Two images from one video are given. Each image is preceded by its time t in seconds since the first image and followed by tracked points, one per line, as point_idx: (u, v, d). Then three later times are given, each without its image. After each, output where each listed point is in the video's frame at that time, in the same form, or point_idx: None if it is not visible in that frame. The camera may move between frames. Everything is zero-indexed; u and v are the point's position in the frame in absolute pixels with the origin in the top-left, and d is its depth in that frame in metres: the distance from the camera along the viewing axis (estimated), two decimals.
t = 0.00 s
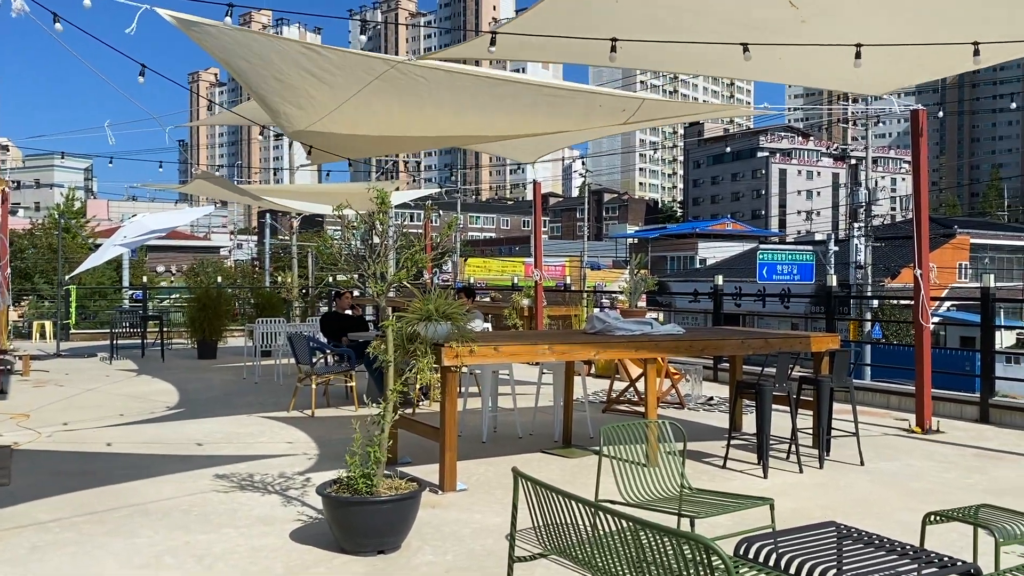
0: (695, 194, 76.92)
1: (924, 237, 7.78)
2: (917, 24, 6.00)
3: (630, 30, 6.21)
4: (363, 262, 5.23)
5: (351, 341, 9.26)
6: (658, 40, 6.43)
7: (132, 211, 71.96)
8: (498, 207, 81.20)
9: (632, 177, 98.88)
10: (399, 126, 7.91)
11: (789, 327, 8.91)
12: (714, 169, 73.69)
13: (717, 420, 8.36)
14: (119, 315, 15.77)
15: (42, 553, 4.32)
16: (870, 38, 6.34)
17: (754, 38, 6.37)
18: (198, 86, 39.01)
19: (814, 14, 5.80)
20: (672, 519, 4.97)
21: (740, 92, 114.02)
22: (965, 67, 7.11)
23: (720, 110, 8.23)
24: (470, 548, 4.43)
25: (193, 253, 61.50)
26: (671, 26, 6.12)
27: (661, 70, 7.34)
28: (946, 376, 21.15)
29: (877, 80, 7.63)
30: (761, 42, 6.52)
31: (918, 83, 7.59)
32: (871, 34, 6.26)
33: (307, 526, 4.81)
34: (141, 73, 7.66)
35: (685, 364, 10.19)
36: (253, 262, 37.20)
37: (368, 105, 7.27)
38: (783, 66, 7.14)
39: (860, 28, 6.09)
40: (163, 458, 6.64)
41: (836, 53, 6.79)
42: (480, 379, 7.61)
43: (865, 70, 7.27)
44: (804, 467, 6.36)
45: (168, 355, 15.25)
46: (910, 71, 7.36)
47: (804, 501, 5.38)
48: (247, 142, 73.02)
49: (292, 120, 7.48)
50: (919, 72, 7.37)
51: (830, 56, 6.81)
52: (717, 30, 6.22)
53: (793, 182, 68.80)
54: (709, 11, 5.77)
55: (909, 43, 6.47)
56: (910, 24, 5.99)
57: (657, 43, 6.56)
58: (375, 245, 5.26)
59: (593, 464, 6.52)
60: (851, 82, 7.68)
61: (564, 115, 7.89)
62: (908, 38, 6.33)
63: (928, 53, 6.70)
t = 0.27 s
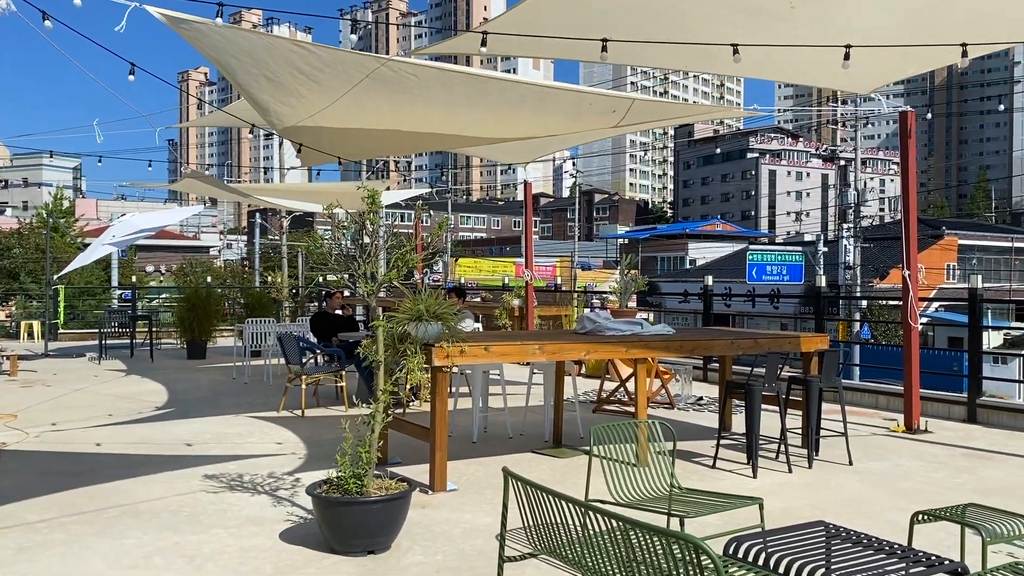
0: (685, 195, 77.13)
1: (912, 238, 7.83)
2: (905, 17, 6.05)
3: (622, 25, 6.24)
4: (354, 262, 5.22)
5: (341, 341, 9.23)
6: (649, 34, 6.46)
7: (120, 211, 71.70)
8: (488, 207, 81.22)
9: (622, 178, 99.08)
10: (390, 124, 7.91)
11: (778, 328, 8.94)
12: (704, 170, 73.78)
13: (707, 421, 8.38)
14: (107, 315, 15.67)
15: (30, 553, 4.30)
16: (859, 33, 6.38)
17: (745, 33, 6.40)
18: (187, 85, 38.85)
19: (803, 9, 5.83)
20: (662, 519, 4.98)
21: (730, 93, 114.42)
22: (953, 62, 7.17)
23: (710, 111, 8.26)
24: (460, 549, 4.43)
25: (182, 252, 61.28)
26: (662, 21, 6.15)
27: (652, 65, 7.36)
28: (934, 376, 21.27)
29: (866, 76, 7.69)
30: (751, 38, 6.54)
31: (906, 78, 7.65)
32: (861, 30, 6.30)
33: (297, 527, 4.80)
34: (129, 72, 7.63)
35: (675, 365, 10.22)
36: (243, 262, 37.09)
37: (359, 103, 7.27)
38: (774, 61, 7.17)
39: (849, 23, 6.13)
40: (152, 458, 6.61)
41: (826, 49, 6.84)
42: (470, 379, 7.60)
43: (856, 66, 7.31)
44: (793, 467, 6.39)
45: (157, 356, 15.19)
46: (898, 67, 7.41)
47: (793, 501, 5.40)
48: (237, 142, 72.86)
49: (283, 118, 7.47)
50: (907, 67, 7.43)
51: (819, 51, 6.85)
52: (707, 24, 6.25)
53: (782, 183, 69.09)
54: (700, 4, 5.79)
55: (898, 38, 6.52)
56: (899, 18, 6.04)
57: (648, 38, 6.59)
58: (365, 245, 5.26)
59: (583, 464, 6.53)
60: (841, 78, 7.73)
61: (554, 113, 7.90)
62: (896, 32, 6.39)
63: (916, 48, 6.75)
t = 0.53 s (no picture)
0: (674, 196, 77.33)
1: (899, 238, 7.87)
2: (892, 14, 6.08)
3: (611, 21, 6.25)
4: (343, 262, 5.21)
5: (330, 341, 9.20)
6: (639, 32, 6.46)
7: (107, 210, 71.31)
8: (477, 207, 81.21)
9: (612, 178, 99.25)
10: (380, 121, 7.91)
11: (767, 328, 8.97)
12: (693, 170, 73.46)
13: (696, 420, 8.41)
14: (94, 315, 15.59)
15: (15, 555, 4.27)
16: (846, 30, 6.42)
17: (733, 29, 6.42)
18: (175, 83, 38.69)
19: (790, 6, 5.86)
20: (650, 519, 4.99)
21: (718, 94, 114.86)
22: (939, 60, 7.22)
23: (698, 110, 8.29)
24: (448, 549, 4.42)
25: (170, 251, 61.03)
26: (651, 18, 6.16)
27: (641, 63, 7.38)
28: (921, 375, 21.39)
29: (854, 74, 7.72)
30: (739, 35, 6.57)
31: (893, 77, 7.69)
32: (848, 28, 6.33)
33: (284, 527, 4.78)
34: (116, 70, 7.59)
35: (663, 364, 10.24)
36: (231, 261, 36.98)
37: (348, 100, 7.26)
38: (761, 59, 7.21)
39: (837, 21, 6.17)
40: (139, 459, 6.57)
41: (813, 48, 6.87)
42: (459, 378, 7.60)
43: (845, 64, 7.34)
44: (781, 467, 6.41)
45: (145, 355, 15.12)
46: (885, 66, 7.46)
47: (781, 500, 5.42)
48: (225, 141, 72.62)
49: (272, 116, 7.46)
50: (893, 66, 7.47)
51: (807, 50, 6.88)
52: (696, 21, 6.27)
53: (771, 184, 69.38)
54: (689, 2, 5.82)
55: (884, 36, 6.55)
56: (885, 15, 6.07)
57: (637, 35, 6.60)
58: (354, 244, 5.25)
59: (572, 463, 6.53)
60: (829, 76, 7.77)
61: (544, 110, 7.90)
62: (883, 29, 6.42)
63: (903, 46, 6.79)
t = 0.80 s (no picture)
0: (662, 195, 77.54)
1: (884, 238, 7.91)
2: (877, 18, 6.15)
3: (598, 24, 6.30)
4: (330, 261, 5.18)
5: (317, 341, 9.17)
6: (627, 33, 6.48)
7: (93, 209, 70.92)
8: (466, 207, 81.19)
9: (600, 178, 99.41)
10: (368, 118, 7.89)
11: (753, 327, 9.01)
12: (681, 170, 74.03)
13: (684, 420, 8.43)
14: (78, 314, 15.48)
15: None
16: (833, 32, 6.45)
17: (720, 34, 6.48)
18: (161, 82, 38.51)
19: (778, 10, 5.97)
20: (639, 517, 4.99)
21: (707, 94, 115.10)
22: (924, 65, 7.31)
23: (686, 111, 8.32)
24: (435, 549, 4.41)
25: (156, 250, 60.75)
26: (637, 21, 6.20)
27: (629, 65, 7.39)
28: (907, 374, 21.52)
29: (840, 77, 7.77)
30: (726, 35, 6.59)
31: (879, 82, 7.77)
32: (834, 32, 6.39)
33: (272, 527, 4.77)
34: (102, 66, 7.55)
35: (651, 363, 10.26)
36: (217, 261, 36.84)
37: (336, 97, 7.24)
38: (749, 60, 7.25)
39: (821, 23, 6.21)
40: (124, 459, 6.53)
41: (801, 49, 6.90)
42: (448, 378, 7.59)
43: (832, 64, 7.37)
44: (767, 465, 6.44)
45: (130, 355, 15.03)
46: (871, 66, 7.50)
47: (767, 499, 5.44)
48: (212, 140, 72.41)
49: (260, 111, 7.41)
50: (879, 68, 7.53)
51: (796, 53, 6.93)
52: (685, 22, 6.30)
53: (758, 184, 69.62)
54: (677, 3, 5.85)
55: (871, 38, 6.62)
56: (870, 19, 6.11)
57: (625, 35, 6.62)
58: (341, 243, 5.23)
59: (560, 463, 6.53)
60: (815, 78, 7.83)
61: (533, 108, 7.91)
62: (870, 31, 6.46)
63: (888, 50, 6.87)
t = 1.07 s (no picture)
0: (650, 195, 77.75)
1: (870, 238, 7.94)
2: (862, 20, 6.18)
3: (586, 26, 6.30)
4: (316, 260, 5.14)
5: (304, 341, 9.13)
6: (615, 35, 6.48)
7: (78, 208, 70.54)
8: (454, 206, 81.16)
9: (588, 177, 99.58)
10: (355, 119, 7.87)
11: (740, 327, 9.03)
12: (668, 170, 74.28)
13: (671, 419, 8.44)
14: (63, 314, 15.38)
15: None
16: (819, 33, 6.48)
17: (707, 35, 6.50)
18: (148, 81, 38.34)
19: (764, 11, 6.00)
20: (626, 517, 5.00)
21: (694, 95, 115.51)
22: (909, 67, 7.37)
23: (673, 111, 8.34)
24: (422, 549, 4.40)
25: (142, 249, 60.43)
26: (625, 22, 6.21)
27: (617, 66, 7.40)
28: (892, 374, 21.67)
29: (827, 78, 7.80)
30: (713, 36, 6.61)
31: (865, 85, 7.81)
32: (821, 34, 6.42)
33: (258, 528, 4.74)
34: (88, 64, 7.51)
35: (639, 363, 10.28)
36: (204, 260, 36.72)
37: (323, 98, 7.22)
38: (735, 61, 7.27)
39: (807, 25, 6.24)
40: (108, 459, 6.49)
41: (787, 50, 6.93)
42: (435, 378, 7.57)
43: (819, 66, 7.39)
44: (754, 465, 6.45)
45: (115, 355, 14.95)
46: (857, 68, 7.54)
47: (753, 498, 5.45)
48: (199, 139, 72.19)
49: (246, 111, 7.38)
50: (865, 70, 7.57)
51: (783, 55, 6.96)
52: (672, 23, 6.31)
53: (746, 184, 69.86)
54: (664, 5, 5.86)
55: (857, 41, 6.66)
56: (855, 21, 6.14)
57: (612, 37, 6.63)
58: (328, 243, 5.20)
59: (548, 462, 6.53)
60: (802, 79, 7.86)
61: (521, 110, 7.91)
62: (856, 33, 6.50)
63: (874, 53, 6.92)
